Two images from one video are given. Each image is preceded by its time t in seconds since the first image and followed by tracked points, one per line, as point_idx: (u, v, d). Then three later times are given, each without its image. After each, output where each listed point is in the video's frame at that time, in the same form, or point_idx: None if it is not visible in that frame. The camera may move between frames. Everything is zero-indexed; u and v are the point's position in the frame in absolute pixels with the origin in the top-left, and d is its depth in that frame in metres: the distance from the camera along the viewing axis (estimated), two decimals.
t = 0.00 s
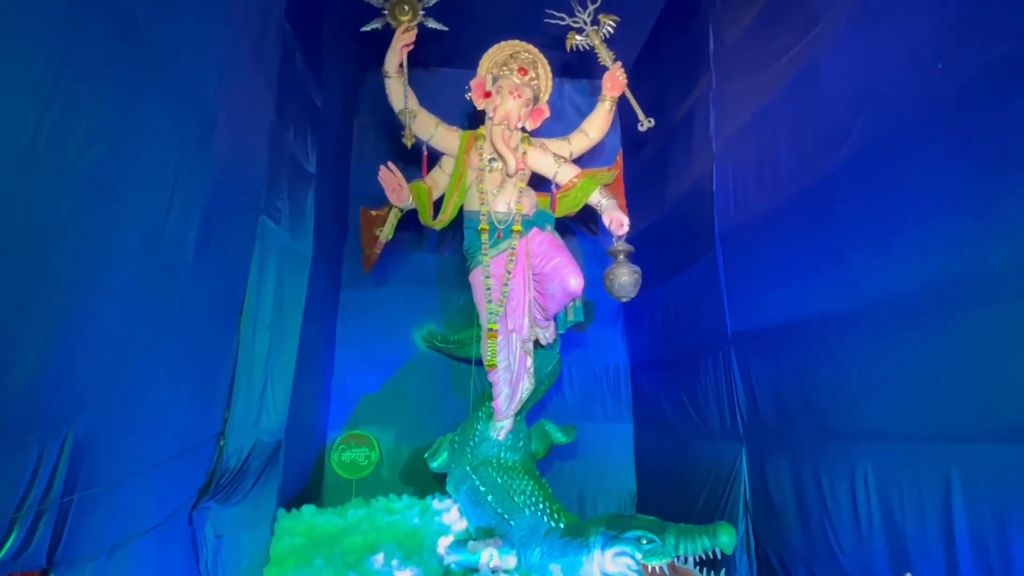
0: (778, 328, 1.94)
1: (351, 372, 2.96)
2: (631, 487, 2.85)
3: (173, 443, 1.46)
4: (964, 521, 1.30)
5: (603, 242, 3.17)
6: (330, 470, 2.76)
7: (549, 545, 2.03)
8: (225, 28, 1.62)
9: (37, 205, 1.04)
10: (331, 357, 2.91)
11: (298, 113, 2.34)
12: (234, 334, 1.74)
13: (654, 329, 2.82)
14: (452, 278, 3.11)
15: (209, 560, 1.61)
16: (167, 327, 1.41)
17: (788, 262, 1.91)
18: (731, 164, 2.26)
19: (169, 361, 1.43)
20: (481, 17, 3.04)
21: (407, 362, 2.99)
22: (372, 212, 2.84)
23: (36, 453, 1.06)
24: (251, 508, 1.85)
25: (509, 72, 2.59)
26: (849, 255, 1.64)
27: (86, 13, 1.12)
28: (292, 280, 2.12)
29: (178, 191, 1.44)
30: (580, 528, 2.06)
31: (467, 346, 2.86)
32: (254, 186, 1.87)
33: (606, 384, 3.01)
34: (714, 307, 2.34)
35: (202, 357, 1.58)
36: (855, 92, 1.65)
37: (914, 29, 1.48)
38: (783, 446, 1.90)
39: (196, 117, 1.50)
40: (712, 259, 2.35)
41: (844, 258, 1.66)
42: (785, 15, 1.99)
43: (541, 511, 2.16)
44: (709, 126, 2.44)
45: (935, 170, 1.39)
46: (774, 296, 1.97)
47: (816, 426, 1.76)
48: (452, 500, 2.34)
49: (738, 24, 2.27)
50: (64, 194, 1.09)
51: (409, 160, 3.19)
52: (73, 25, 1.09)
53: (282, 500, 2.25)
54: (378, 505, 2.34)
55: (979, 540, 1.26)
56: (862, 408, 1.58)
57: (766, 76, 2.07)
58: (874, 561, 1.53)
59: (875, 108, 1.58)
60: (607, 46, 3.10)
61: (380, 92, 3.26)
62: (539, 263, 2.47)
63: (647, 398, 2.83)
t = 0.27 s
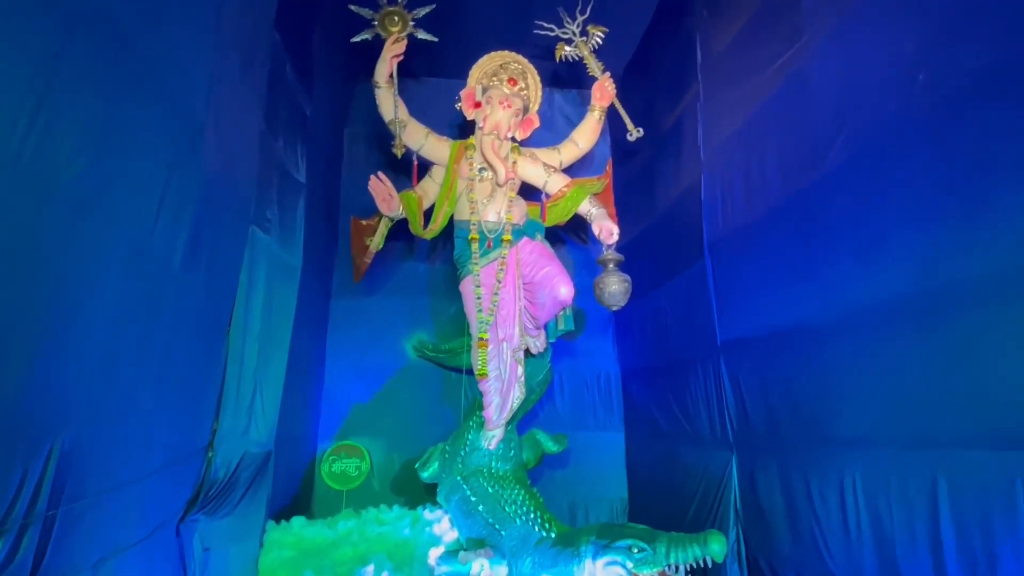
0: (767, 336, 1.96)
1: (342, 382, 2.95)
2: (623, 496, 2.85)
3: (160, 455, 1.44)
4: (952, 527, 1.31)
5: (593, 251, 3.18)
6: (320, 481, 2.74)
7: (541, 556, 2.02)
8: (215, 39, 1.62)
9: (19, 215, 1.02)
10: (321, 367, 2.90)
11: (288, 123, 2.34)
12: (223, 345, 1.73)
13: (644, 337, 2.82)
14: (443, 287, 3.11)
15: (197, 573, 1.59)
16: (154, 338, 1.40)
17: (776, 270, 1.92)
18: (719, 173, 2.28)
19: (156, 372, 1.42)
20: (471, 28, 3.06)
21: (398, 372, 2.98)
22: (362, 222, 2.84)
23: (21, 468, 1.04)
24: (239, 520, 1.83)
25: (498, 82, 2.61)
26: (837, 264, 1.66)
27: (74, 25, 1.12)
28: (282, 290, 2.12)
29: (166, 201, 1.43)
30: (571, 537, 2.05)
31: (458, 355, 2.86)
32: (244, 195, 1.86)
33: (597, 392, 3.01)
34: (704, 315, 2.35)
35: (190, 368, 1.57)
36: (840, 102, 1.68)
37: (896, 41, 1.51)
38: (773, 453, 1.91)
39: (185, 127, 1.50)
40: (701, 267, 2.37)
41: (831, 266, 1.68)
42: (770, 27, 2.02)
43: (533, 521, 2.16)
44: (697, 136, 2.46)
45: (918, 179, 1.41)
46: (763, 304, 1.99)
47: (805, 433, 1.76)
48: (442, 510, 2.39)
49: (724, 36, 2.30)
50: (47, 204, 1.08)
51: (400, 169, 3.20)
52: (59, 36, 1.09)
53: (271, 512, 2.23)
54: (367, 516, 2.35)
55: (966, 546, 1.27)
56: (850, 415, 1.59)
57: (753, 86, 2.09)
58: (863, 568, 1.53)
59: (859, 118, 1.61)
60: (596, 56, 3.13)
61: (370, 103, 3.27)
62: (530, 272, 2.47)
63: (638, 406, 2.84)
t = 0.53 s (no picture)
0: (763, 338, 1.96)
1: (339, 385, 2.95)
2: (620, 498, 2.85)
3: (155, 457, 1.44)
4: (947, 528, 1.31)
5: (590, 253, 3.19)
6: (317, 484, 2.74)
7: (538, 559, 2.03)
8: (211, 41, 1.63)
9: (13, 217, 1.02)
10: (317, 370, 2.89)
11: (285, 125, 2.34)
12: (218, 347, 1.73)
13: (641, 339, 2.83)
14: (440, 290, 3.11)
15: None
16: (150, 341, 1.40)
17: (771, 272, 1.93)
18: (715, 175, 2.28)
19: (152, 375, 1.41)
20: (468, 32, 3.07)
21: (395, 375, 2.98)
22: (359, 225, 2.84)
23: (16, 470, 1.04)
24: (235, 523, 1.83)
25: (495, 86, 2.61)
26: (832, 266, 1.66)
27: (70, 27, 1.13)
28: (279, 293, 2.11)
29: (162, 203, 1.43)
30: (568, 540, 2.05)
31: (455, 358, 2.86)
32: (240, 198, 1.86)
33: (594, 395, 3.01)
34: (700, 317, 2.35)
35: (185, 370, 1.56)
36: (834, 105, 1.69)
37: (891, 45, 1.51)
38: (769, 456, 1.91)
39: (182, 129, 1.50)
40: (697, 270, 2.37)
41: (827, 268, 1.68)
42: (765, 31, 2.03)
43: (529, 524, 2.16)
44: (693, 139, 2.47)
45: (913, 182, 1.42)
46: (759, 306, 1.99)
47: (801, 435, 1.77)
48: (440, 514, 2.31)
49: (720, 39, 2.31)
50: (40, 206, 1.07)
51: (397, 172, 3.20)
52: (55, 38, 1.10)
53: (267, 515, 2.23)
54: (365, 519, 2.26)
55: (962, 547, 1.27)
56: (846, 416, 1.60)
57: (748, 90, 2.10)
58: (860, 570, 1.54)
59: (854, 121, 1.61)
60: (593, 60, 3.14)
61: (367, 106, 3.27)
62: (526, 275, 2.48)
63: (635, 409, 2.84)
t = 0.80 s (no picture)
0: (765, 334, 1.95)
1: (341, 381, 2.95)
2: (622, 494, 2.85)
3: (156, 453, 1.44)
4: (949, 523, 1.31)
5: (592, 249, 3.18)
6: (319, 480, 2.74)
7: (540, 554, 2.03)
8: (211, 37, 1.62)
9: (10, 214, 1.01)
10: (319, 366, 2.90)
11: (286, 121, 2.34)
12: (219, 343, 1.73)
13: (643, 335, 2.82)
14: (442, 286, 3.11)
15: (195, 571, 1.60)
16: (150, 337, 1.39)
17: (774, 268, 1.92)
18: (717, 171, 2.27)
19: (152, 372, 1.41)
20: (469, 27, 3.06)
21: (397, 371, 2.98)
22: (360, 221, 2.83)
23: (17, 464, 1.04)
24: (237, 519, 1.83)
25: (497, 81, 2.60)
26: (834, 262, 1.66)
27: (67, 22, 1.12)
28: (280, 289, 2.11)
29: (162, 199, 1.42)
30: (570, 535, 2.05)
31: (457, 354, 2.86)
32: (241, 194, 1.86)
33: (596, 391, 3.01)
34: (702, 313, 2.35)
35: (187, 366, 1.56)
36: (837, 99, 1.68)
37: (894, 38, 1.50)
38: (771, 452, 1.91)
39: (181, 125, 1.50)
40: (699, 265, 2.37)
41: (829, 264, 1.68)
42: (767, 24, 2.02)
43: (532, 519, 2.16)
44: (695, 134, 2.46)
45: (916, 176, 1.41)
46: (760, 302, 1.99)
47: (803, 430, 1.76)
48: (441, 509, 2.36)
49: (721, 33, 2.29)
50: (39, 201, 1.07)
51: (398, 168, 3.20)
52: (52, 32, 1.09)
53: (270, 511, 2.23)
54: (366, 516, 2.33)
55: (964, 542, 1.27)
56: (848, 412, 1.59)
57: (750, 84, 2.09)
58: (862, 566, 1.53)
59: (856, 115, 1.60)
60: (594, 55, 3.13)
61: (369, 102, 3.27)
62: (528, 271, 2.47)
63: (637, 405, 2.84)
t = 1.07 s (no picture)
0: (773, 322, 1.94)
1: (349, 370, 2.96)
2: (629, 482, 2.85)
3: (165, 440, 1.45)
4: (957, 511, 1.30)
5: (600, 237, 3.17)
6: (328, 468, 2.77)
7: (547, 541, 2.03)
8: (216, 24, 1.61)
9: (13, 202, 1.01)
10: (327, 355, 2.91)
11: (292, 110, 2.33)
12: (227, 331, 1.73)
13: (650, 323, 2.81)
14: (449, 274, 3.11)
15: (205, 557, 1.62)
16: (158, 325, 1.40)
17: (782, 255, 1.91)
18: (726, 157, 2.25)
19: (160, 359, 1.42)
20: (475, 13, 3.04)
21: (404, 359, 2.99)
22: (367, 209, 2.83)
23: (26, 455, 1.05)
24: (246, 505, 1.85)
25: (503, 68, 2.58)
26: (844, 249, 1.64)
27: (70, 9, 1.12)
28: (288, 278, 2.12)
29: (167, 187, 1.42)
30: (577, 522, 2.06)
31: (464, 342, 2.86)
32: (247, 183, 1.86)
33: (603, 380, 3.01)
34: (710, 301, 2.34)
35: (195, 354, 1.57)
36: (847, 84, 1.65)
37: (905, 21, 1.48)
38: (779, 440, 1.90)
39: (186, 113, 1.49)
40: (707, 253, 2.35)
41: (838, 251, 1.66)
42: (776, 8, 1.99)
43: (538, 506, 2.16)
44: (703, 120, 2.44)
45: (926, 162, 1.39)
46: (768, 290, 1.98)
47: (810, 418, 1.76)
48: (450, 496, 2.37)
49: (730, 18, 2.26)
50: (45, 190, 1.07)
51: (405, 157, 3.19)
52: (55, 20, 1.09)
53: (279, 497, 2.25)
54: (375, 503, 2.35)
55: (972, 530, 1.27)
56: (856, 399, 1.58)
57: (759, 69, 2.07)
58: (869, 554, 1.53)
59: (867, 100, 1.58)
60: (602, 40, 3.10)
61: (375, 90, 3.25)
62: (535, 259, 2.47)
63: (644, 393, 2.84)
